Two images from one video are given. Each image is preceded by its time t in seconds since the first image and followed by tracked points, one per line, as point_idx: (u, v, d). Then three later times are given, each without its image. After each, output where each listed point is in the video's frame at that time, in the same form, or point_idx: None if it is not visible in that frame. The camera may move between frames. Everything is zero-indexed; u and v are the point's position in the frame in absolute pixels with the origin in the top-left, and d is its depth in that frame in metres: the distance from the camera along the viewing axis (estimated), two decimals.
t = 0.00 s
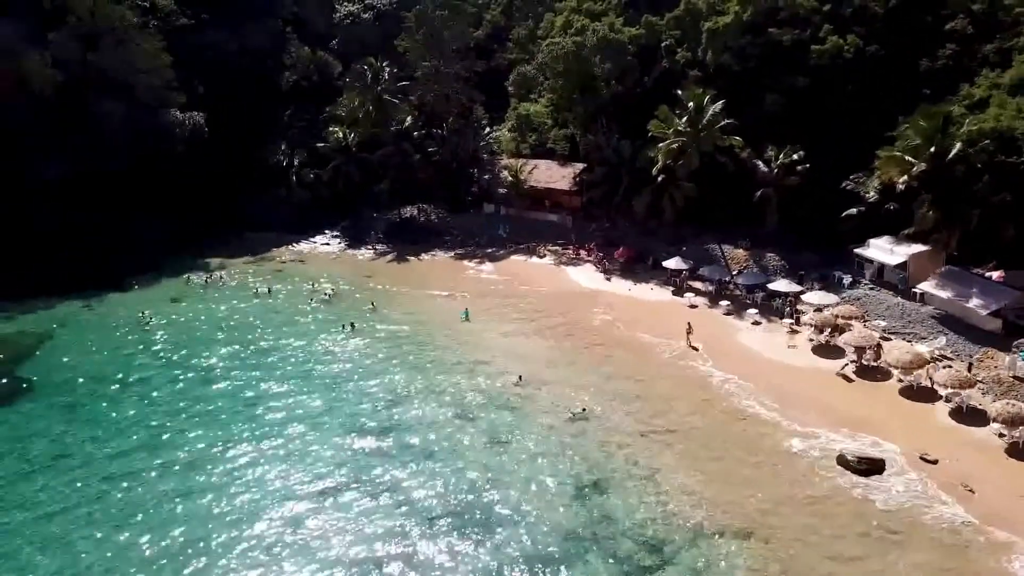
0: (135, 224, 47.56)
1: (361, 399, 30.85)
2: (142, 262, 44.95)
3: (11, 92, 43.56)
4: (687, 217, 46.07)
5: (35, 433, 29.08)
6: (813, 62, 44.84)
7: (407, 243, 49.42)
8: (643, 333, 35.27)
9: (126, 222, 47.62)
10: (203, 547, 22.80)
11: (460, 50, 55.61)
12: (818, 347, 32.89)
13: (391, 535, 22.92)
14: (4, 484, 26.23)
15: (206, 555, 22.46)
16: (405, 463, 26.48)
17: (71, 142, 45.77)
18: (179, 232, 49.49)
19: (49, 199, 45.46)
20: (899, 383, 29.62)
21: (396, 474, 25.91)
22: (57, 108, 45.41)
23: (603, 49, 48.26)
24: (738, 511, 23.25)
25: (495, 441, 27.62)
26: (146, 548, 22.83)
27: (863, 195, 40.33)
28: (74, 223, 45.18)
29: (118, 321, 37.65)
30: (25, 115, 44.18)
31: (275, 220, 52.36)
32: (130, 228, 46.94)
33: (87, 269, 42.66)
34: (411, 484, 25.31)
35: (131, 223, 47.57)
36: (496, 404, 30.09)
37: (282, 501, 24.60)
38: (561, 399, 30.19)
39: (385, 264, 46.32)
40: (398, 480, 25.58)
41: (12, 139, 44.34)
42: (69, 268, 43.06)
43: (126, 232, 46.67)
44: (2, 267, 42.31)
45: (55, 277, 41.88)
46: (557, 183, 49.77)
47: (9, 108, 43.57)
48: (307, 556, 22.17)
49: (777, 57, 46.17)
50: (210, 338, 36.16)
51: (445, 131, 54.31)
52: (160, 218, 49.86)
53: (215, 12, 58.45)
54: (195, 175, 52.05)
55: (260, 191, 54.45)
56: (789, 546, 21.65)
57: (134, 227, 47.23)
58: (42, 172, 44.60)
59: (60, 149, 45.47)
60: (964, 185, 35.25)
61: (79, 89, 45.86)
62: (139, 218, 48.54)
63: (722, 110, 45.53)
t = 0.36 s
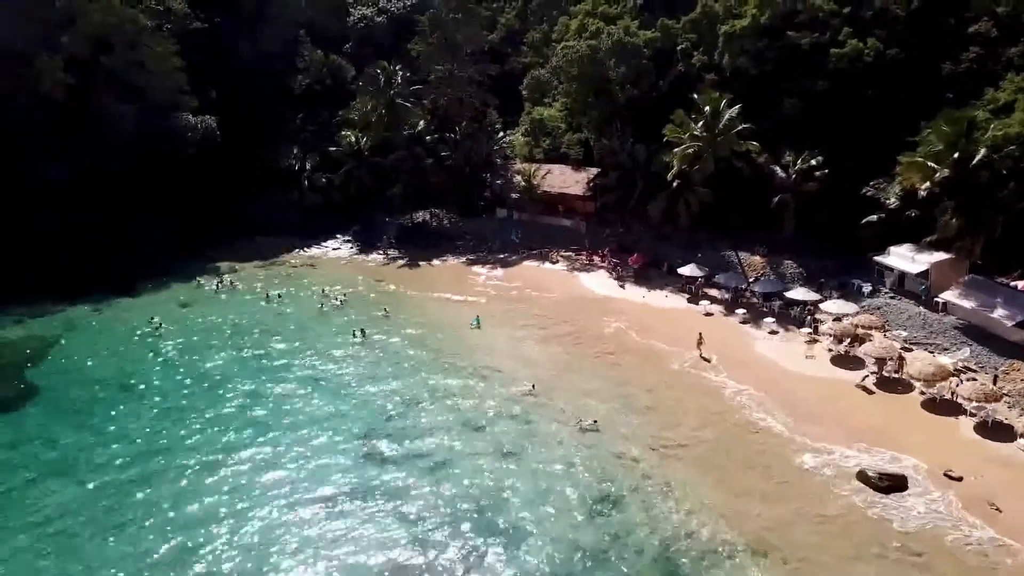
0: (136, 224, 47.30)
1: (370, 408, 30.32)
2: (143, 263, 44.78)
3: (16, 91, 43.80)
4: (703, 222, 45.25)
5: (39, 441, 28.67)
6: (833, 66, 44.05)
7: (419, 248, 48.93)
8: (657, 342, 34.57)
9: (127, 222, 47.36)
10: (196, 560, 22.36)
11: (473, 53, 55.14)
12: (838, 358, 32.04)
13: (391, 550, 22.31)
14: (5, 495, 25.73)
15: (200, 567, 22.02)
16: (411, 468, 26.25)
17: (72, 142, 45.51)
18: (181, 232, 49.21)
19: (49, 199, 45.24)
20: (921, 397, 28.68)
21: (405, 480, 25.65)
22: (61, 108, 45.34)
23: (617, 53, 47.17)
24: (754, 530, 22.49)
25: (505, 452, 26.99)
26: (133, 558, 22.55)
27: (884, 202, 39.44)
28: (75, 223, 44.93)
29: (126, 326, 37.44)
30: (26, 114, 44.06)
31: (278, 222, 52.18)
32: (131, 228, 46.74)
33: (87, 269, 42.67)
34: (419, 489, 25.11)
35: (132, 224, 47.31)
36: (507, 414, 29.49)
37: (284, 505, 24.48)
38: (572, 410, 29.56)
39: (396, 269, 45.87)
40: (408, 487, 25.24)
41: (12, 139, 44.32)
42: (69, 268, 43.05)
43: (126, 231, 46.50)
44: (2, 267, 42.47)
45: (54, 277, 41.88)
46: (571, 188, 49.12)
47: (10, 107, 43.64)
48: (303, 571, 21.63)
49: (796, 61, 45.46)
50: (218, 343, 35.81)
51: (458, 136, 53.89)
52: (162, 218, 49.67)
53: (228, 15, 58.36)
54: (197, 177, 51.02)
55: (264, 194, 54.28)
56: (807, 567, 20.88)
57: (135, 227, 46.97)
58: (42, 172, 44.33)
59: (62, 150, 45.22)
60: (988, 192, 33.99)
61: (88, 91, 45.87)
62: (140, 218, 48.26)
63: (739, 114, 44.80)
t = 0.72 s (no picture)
0: (136, 224, 47.24)
1: (376, 415, 29.89)
2: (142, 264, 44.97)
3: (16, 92, 42.85)
4: (714, 227, 44.59)
5: (42, 445, 28.50)
6: (847, 69, 43.43)
7: (427, 253, 48.49)
8: (667, 351, 33.88)
9: (126, 222, 47.29)
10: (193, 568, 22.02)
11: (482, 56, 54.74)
12: (853, 367, 31.30)
13: (391, 560, 21.88)
14: (3, 502, 25.45)
15: None
16: (412, 470, 26.17)
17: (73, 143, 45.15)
18: (180, 231, 49.26)
19: (49, 198, 44.10)
20: (940, 407, 27.97)
21: (402, 482, 25.50)
22: (62, 109, 44.64)
23: (628, 57, 46.72)
24: (767, 547, 21.84)
25: (512, 462, 26.46)
26: (127, 564, 22.33)
27: (900, 208, 38.32)
28: (74, 223, 44.58)
29: (133, 330, 37.27)
30: (25, 113, 43.00)
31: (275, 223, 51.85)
32: (130, 227, 46.73)
33: (87, 268, 42.82)
34: (417, 491, 24.99)
35: (131, 223, 47.26)
36: (515, 422, 29.04)
37: (277, 509, 24.32)
38: (581, 419, 29.00)
39: (404, 274, 45.46)
40: (409, 491, 25.02)
41: (12, 138, 43.21)
42: (69, 268, 43.12)
43: (126, 231, 46.46)
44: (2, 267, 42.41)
45: (54, 277, 41.96)
46: (581, 193, 48.58)
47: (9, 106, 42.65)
48: None
49: (810, 63, 44.85)
50: (223, 349, 35.55)
51: (467, 140, 53.48)
52: (161, 217, 49.65)
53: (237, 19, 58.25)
54: (196, 177, 51.06)
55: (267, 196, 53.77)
56: None
57: (135, 227, 46.96)
58: (43, 172, 43.28)
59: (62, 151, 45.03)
60: (1009, 198, 32.83)
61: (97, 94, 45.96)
62: (139, 217, 48.25)
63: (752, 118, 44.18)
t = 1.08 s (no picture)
0: (136, 224, 46.51)
1: (391, 424, 29.48)
2: (143, 266, 44.74)
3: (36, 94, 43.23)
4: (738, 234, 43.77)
5: (53, 449, 28.38)
6: (875, 73, 42.29)
7: (446, 258, 48.14)
8: (687, 362, 33.15)
9: (125, 222, 46.49)
10: None
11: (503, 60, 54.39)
12: (880, 380, 30.40)
13: None
14: (14, 505, 25.36)
15: None
16: (420, 473, 26.23)
17: (72, 141, 44.75)
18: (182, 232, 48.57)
19: (49, 198, 44.08)
20: (973, 424, 27.00)
21: (413, 486, 25.53)
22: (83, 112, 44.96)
23: (650, 60, 46.35)
24: (790, 569, 21.08)
25: (527, 476, 25.87)
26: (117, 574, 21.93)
27: (930, 216, 37.51)
28: (74, 223, 44.34)
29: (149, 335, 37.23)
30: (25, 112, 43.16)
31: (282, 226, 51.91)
32: (130, 228, 46.05)
33: (87, 268, 42.66)
34: (430, 493, 25.09)
35: (132, 223, 46.60)
36: (532, 434, 28.49)
37: (287, 514, 24.23)
38: (599, 431, 28.39)
39: (422, 279, 45.10)
40: (423, 492, 25.17)
41: (12, 138, 43.29)
42: (69, 268, 42.90)
43: (126, 230, 45.91)
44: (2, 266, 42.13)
45: (54, 277, 41.72)
46: (601, 198, 48.00)
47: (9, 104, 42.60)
48: None
49: (835, 67, 43.85)
50: (238, 355, 35.39)
51: (487, 144, 53.04)
52: (161, 216, 48.70)
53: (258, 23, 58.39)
54: (196, 177, 50.03)
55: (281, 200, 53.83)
56: None
57: (137, 228, 46.32)
58: (43, 172, 43.51)
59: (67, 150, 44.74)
60: None
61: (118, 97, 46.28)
62: (139, 217, 47.38)
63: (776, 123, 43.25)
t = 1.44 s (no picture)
0: (138, 225, 46.06)
1: (406, 433, 28.91)
2: (142, 266, 44.68)
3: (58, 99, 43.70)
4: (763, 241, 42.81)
5: (66, 451, 28.32)
6: (908, 76, 40.99)
7: (465, 263, 47.74)
8: (708, 373, 32.18)
9: (125, 222, 46.01)
10: None
11: (525, 62, 53.97)
12: (912, 394, 29.27)
13: None
14: (26, 505, 25.33)
15: None
16: (436, 475, 26.18)
17: (71, 141, 44.31)
18: (182, 231, 48.02)
19: (49, 198, 44.11)
20: (1011, 441, 25.78)
21: (431, 486, 25.58)
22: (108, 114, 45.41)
23: (674, 64, 45.42)
24: None
25: (544, 491, 25.15)
26: None
27: (965, 223, 36.40)
28: (74, 223, 44.36)
29: (167, 339, 37.12)
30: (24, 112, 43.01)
31: (282, 226, 52.11)
32: (130, 228, 45.63)
33: (87, 268, 42.65)
34: (446, 493, 25.16)
35: (133, 224, 46.04)
36: (551, 446, 27.79)
37: (299, 515, 24.26)
38: (619, 443, 27.68)
39: (441, 284, 44.72)
40: (441, 498, 24.94)
41: (12, 138, 43.17)
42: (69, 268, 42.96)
43: (127, 230, 45.62)
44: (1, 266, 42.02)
45: (55, 278, 41.71)
46: (623, 203, 46.89)
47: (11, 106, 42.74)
48: None
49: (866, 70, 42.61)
50: (253, 359, 35.14)
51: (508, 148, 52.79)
52: (162, 215, 47.90)
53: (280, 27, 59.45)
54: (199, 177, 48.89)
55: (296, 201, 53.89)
56: None
57: (138, 227, 45.83)
58: (43, 171, 43.60)
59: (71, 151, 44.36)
60: None
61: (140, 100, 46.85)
62: (140, 216, 46.72)
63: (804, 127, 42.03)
